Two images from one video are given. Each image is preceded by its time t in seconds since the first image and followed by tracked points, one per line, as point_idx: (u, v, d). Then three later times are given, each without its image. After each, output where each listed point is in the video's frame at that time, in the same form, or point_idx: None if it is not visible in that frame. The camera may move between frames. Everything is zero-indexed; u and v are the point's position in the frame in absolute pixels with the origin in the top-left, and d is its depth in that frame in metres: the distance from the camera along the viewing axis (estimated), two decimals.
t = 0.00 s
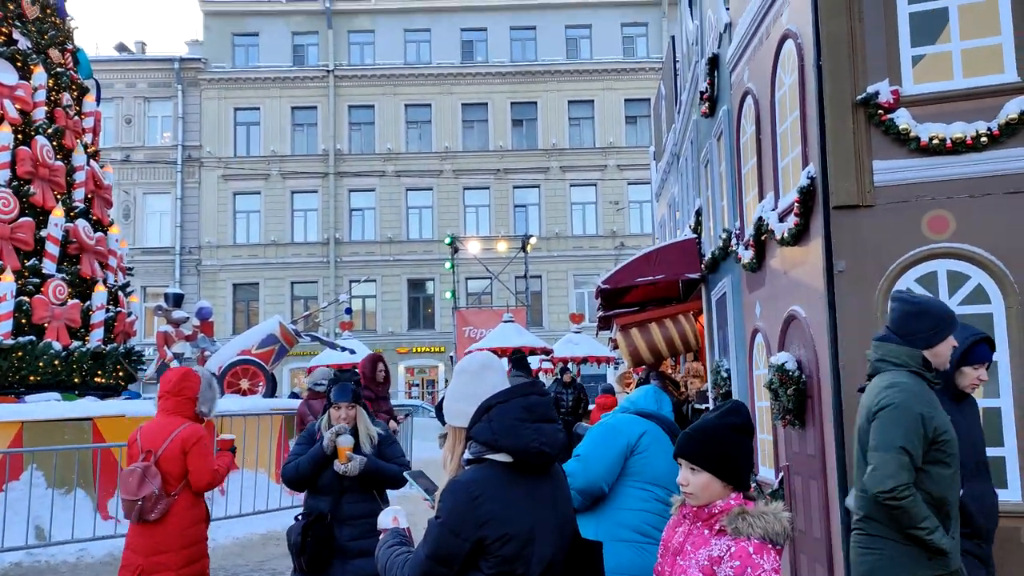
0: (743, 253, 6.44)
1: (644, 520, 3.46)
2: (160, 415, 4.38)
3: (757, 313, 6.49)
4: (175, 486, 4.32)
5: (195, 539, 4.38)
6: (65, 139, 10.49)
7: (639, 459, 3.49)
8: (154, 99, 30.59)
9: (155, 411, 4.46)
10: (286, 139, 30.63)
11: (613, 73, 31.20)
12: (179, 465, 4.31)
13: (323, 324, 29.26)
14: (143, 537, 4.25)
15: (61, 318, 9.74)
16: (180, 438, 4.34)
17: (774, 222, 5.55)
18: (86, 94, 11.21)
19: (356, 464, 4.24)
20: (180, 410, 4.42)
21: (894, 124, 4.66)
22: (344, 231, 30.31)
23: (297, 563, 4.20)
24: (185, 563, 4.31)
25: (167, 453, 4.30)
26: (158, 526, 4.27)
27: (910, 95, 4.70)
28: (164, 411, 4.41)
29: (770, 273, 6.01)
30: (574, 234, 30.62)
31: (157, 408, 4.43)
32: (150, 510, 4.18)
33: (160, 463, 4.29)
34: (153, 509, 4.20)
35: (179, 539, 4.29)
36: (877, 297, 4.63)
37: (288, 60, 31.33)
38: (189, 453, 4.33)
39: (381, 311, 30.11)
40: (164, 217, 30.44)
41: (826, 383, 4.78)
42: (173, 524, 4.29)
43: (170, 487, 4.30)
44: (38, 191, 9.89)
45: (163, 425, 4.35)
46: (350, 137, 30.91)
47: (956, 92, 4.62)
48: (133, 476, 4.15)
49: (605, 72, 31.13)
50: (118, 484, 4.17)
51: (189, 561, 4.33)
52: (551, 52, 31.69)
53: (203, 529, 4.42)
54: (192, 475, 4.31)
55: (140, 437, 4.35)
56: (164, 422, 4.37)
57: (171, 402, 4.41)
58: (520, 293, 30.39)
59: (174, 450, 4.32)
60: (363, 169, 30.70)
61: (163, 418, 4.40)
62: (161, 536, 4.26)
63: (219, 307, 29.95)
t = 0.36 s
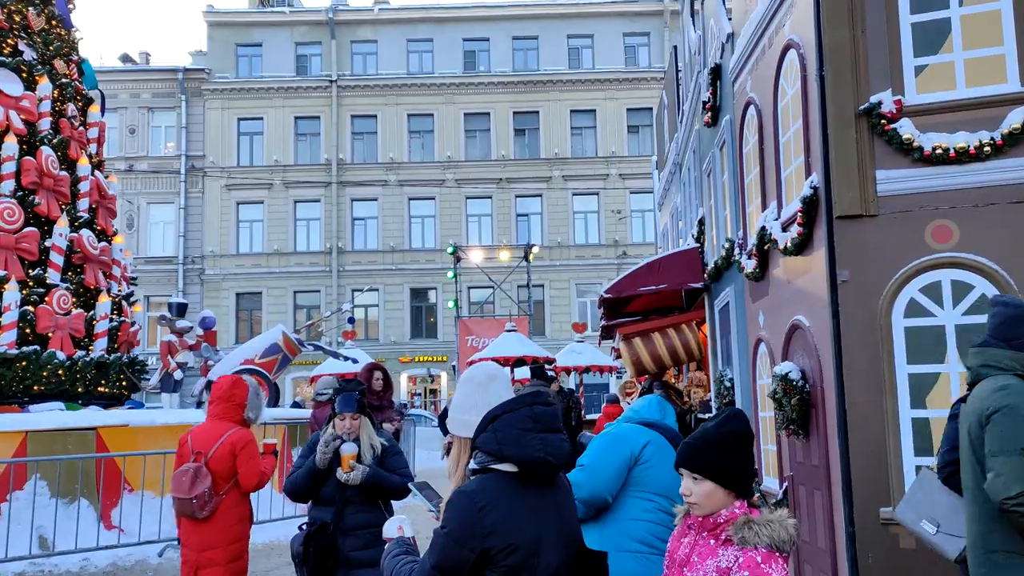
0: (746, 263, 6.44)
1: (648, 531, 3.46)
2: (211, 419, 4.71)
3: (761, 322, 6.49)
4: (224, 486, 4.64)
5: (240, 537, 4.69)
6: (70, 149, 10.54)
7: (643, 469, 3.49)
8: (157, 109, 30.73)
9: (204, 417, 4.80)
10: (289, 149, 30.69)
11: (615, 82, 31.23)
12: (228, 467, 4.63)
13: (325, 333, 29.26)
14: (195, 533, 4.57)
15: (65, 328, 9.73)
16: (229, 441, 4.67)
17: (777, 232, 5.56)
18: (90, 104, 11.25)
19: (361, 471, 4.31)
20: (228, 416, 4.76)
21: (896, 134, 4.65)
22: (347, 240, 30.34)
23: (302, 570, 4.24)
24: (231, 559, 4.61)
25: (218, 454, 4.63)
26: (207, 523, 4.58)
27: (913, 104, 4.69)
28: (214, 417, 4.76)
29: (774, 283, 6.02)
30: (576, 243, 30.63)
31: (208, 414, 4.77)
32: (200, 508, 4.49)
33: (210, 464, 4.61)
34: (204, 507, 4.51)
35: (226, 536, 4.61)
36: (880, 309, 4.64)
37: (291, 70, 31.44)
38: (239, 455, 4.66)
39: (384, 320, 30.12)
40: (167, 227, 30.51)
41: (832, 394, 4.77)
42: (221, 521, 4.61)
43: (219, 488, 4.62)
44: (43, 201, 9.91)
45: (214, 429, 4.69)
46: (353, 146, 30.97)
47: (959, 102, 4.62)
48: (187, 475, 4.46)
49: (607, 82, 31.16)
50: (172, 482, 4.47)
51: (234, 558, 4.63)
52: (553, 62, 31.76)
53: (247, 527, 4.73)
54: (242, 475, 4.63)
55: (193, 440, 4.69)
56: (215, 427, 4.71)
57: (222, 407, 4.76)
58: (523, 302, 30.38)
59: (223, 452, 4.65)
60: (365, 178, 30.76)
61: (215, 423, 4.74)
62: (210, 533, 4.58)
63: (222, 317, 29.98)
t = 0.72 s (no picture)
0: (753, 266, 6.44)
1: (656, 534, 3.46)
2: (253, 423, 5.07)
3: (768, 326, 6.48)
4: (270, 483, 4.95)
5: (287, 532, 4.97)
6: (79, 154, 10.61)
7: (650, 473, 3.49)
8: (166, 114, 30.87)
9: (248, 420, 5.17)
10: (296, 153, 30.76)
11: (622, 86, 31.20)
12: (271, 464, 4.95)
13: (333, 337, 29.32)
14: (244, 528, 4.87)
15: (75, 332, 9.78)
16: (272, 442, 5.01)
17: (784, 235, 5.56)
18: (99, 110, 11.32)
19: (362, 476, 4.29)
20: (268, 419, 5.11)
21: (905, 137, 4.66)
22: (354, 244, 30.40)
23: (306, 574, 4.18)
24: (278, 553, 4.89)
25: (262, 454, 4.97)
26: (256, 519, 4.88)
27: (921, 107, 4.69)
28: (257, 421, 5.11)
29: (782, 286, 6.01)
30: (583, 247, 30.63)
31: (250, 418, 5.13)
32: (250, 503, 4.82)
33: (255, 463, 4.95)
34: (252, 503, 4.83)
35: (273, 531, 4.89)
36: (890, 312, 4.63)
37: (299, 75, 31.54)
38: (281, 454, 4.99)
39: (391, 324, 30.16)
40: (176, 231, 30.63)
41: (840, 398, 4.76)
42: (269, 515, 4.91)
43: (266, 485, 4.93)
44: (53, 207, 9.98)
45: (257, 430, 5.04)
46: (360, 151, 31.05)
47: (968, 105, 4.61)
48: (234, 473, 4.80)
49: (614, 86, 31.15)
50: (221, 482, 4.83)
51: (282, 551, 4.90)
52: (560, 66, 31.80)
53: (293, 523, 5.00)
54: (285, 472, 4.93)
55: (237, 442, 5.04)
56: (258, 429, 5.07)
57: (263, 411, 5.11)
58: (530, 306, 30.36)
59: (266, 452, 4.99)
60: (372, 183, 30.82)
61: (257, 425, 5.09)
62: (257, 528, 4.87)
63: (230, 321, 30.07)
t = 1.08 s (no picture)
0: (764, 263, 6.42)
1: (664, 531, 3.46)
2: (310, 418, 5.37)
3: (779, 322, 6.46)
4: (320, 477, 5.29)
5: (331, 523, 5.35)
6: (91, 153, 10.67)
7: (659, 469, 3.49)
8: (177, 112, 30.96)
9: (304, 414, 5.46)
10: (307, 151, 30.85)
11: (632, 82, 31.13)
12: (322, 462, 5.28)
13: (344, 335, 29.41)
14: (291, 518, 5.25)
15: (88, 329, 9.82)
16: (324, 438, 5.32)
17: (796, 232, 5.54)
18: (111, 108, 11.36)
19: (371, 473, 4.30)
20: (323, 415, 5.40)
21: (917, 132, 4.63)
22: (364, 242, 30.48)
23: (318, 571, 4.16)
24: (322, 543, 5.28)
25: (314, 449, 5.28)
26: (305, 510, 5.26)
27: (933, 102, 4.66)
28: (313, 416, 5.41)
29: (793, 283, 5.99)
30: (593, 244, 30.61)
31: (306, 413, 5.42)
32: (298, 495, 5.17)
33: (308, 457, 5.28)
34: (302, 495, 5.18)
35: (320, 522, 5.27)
36: (901, 308, 4.61)
37: (309, 72, 31.61)
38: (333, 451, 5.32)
39: (401, 321, 30.22)
40: (187, 229, 30.78)
41: (853, 395, 4.75)
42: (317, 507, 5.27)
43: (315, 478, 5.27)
44: (66, 205, 10.02)
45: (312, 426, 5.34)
46: (370, 148, 31.09)
47: (981, 99, 4.57)
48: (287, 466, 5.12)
49: (624, 82, 31.08)
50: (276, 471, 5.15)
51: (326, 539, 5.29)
52: (570, 63, 31.77)
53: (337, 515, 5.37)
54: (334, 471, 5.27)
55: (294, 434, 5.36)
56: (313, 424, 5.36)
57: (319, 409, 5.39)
58: (540, 303, 30.37)
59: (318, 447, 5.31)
60: (382, 180, 30.87)
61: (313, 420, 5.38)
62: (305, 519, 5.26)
63: (241, 318, 30.20)
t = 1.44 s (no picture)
0: (778, 254, 6.38)
1: (675, 523, 3.45)
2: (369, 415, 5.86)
3: (792, 314, 6.43)
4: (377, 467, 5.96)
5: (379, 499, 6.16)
6: (105, 147, 10.72)
7: (670, 462, 3.49)
8: (190, 106, 31.07)
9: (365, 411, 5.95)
10: (319, 145, 30.93)
11: (644, 74, 31.02)
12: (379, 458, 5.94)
13: (357, 328, 29.49)
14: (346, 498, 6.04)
15: (103, 322, 9.91)
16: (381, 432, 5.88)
17: (810, 223, 5.51)
18: (124, 103, 11.41)
19: (384, 464, 4.29)
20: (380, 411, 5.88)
21: (933, 121, 4.59)
22: (377, 235, 30.53)
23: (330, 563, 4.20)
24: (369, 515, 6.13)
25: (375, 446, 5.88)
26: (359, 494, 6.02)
27: (950, 91, 4.61)
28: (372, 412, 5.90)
29: (807, 275, 5.95)
30: (605, 237, 30.54)
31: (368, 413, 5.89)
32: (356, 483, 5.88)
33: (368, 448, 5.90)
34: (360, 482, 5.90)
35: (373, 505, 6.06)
36: (916, 301, 4.58)
37: (321, 66, 31.67)
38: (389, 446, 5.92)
39: (414, 315, 30.27)
40: (201, 223, 30.91)
41: (867, 388, 4.72)
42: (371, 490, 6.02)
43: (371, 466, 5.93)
44: (80, 199, 10.10)
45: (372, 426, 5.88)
46: (382, 141, 31.11)
47: (998, 87, 4.53)
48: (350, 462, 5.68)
49: (638, 74, 30.97)
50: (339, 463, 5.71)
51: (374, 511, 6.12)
52: (582, 54, 31.68)
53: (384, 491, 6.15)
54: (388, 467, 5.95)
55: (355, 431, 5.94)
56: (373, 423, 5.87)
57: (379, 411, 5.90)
58: (552, 297, 30.32)
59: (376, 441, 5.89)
60: (394, 173, 30.89)
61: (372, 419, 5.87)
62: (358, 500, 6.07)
63: (255, 312, 30.34)
